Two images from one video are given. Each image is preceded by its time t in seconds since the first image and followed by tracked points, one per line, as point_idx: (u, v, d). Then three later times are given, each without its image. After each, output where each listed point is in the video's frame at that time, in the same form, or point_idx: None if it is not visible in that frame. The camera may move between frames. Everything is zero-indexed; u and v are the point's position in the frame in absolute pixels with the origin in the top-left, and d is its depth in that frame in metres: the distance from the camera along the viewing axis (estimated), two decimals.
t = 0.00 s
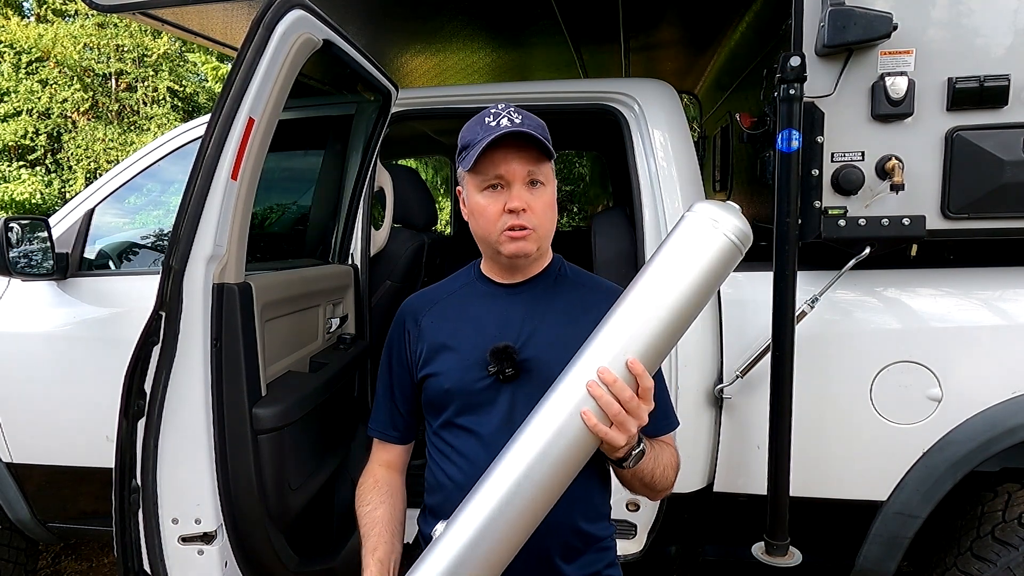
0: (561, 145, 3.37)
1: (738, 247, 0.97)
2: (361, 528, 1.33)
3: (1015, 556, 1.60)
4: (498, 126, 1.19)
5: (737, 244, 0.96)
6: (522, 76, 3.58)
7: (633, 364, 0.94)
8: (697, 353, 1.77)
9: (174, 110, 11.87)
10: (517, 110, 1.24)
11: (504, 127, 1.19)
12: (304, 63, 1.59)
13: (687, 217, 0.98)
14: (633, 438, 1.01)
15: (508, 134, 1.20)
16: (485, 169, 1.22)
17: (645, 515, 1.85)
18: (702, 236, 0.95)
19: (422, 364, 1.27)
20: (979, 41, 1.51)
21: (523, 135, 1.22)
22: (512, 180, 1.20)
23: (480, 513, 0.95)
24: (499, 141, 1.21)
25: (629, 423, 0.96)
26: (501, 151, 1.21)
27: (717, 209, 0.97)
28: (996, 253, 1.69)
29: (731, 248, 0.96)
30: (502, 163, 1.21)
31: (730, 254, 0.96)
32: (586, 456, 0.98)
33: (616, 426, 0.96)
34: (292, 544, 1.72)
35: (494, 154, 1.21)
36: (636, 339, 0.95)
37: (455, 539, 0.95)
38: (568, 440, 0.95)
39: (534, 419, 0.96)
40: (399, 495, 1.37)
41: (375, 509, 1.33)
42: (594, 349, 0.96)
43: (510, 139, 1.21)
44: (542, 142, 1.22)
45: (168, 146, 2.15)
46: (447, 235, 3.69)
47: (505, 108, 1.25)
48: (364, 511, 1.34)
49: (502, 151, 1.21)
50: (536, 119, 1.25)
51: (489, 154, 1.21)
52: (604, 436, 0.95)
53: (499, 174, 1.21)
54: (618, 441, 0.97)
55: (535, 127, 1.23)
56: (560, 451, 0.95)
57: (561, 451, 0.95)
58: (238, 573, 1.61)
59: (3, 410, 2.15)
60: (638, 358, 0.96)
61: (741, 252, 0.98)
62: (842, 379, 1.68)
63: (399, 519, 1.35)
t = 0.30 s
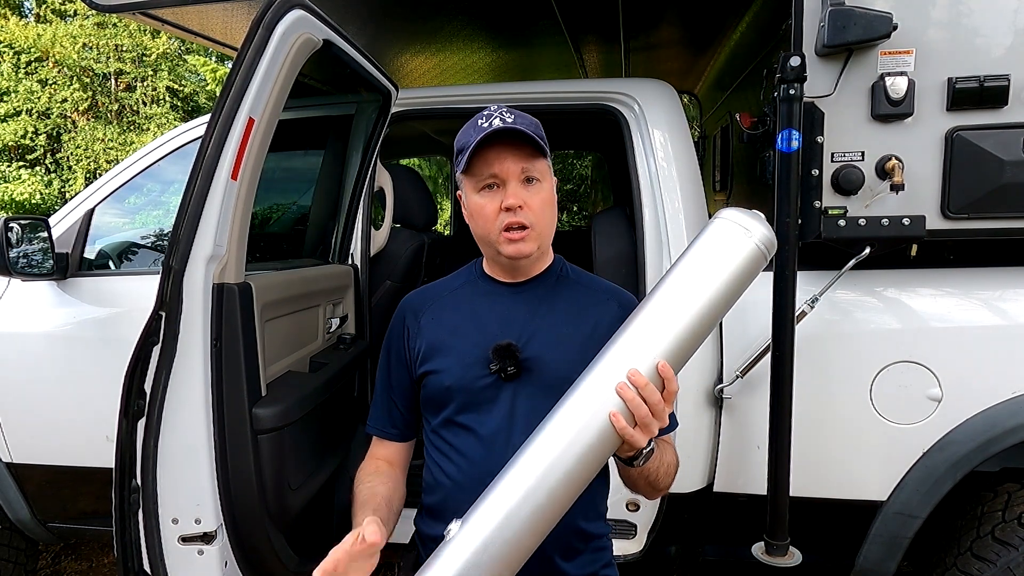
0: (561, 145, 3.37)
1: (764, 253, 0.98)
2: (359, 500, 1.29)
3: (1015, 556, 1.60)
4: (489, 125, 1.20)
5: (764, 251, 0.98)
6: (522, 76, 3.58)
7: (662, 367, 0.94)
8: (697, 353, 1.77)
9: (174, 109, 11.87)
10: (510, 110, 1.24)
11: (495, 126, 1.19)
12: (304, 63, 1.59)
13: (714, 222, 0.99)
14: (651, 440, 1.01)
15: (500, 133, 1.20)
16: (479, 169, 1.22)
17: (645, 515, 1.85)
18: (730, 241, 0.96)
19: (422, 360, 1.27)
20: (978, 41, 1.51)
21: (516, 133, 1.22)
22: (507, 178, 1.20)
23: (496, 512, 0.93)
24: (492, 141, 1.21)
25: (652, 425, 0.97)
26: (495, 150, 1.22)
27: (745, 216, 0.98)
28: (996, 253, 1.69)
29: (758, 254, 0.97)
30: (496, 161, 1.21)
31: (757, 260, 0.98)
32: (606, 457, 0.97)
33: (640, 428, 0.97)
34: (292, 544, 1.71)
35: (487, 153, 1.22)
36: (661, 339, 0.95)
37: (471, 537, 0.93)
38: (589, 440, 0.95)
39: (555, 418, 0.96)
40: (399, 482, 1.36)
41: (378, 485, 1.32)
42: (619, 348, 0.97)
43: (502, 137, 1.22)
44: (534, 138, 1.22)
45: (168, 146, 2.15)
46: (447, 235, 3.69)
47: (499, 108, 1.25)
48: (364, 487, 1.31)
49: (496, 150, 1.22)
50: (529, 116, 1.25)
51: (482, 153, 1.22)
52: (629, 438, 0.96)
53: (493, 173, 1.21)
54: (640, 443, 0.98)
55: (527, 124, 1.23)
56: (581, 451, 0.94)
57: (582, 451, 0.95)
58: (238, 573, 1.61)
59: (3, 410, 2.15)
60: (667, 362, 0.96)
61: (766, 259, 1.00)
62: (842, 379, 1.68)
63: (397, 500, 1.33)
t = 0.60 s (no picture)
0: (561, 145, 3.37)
1: (753, 240, 0.99)
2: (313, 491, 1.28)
3: (1014, 556, 1.60)
4: (490, 130, 1.20)
5: (753, 238, 0.98)
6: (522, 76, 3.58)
7: (661, 358, 0.95)
8: (697, 353, 1.77)
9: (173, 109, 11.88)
10: (510, 112, 1.24)
11: (496, 131, 1.19)
12: (304, 62, 1.59)
13: (702, 211, 0.99)
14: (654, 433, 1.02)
15: (501, 138, 1.20)
16: (480, 174, 1.22)
17: (645, 515, 1.85)
18: (720, 229, 0.96)
19: (421, 359, 1.26)
20: (979, 41, 1.51)
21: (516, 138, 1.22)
22: (508, 183, 1.20)
23: (506, 514, 0.92)
24: (492, 146, 1.21)
25: (656, 417, 0.97)
26: (495, 155, 1.21)
27: (732, 204, 0.99)
28: (996, 253, 1.69)
29: (747, 241, 0.97)
30: (497, 167, 1.21)
31: (746, 247, 0.98)
32: (611, 454, 0.96)
33: (643, 420, 0.96)
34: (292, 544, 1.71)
35: (488, 159, 1.21)
36: (659, 331, 0.95)
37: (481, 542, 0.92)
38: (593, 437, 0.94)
39: (557, 417, 0.95)
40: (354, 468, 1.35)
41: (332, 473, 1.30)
42: (618, 341, 0.97)
43: (502, 142, 1.22)
44: (535, 142, 1.21)
45: (168, 146, 2.15)
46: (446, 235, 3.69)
47: (498, 111, 1.24)
48: (318, 475, 1.30)
49: (497, 156, 1.21)
50: (529, 119, 1.24)
51: (483, 158, 1.21)
52: (633, 431, 0.96)
53: (494, 178, 1.21)
54: (644, 436, 0.97)
55: (527, 128, 1.22)
56: (585, 449, 0.94)
57: (587, 448, 0.94)
58: (238, 573, 1.61)
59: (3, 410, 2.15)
60: (665, 352, 0.96)
61: (755, 246, 1.00)
62: (842, 379, 1.68)
63: (355, 480, 1.32)
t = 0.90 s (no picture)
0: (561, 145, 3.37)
1: (743, 244, 0.97)
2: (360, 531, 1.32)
3: (1014, 556, 1.60)
4: (490, 125, 1.20)
5: (743, 241, 0.97)
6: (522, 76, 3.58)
7: (639, 354, 0.94)
8: (697, 353, 1.77)
9: (173, 109, 11.88)
10: (511, 110, 1.24)
11: (496, 126, 1.19)
12: (304, 63, 1.59)
13: (692, 215, 0.98)
14: (640, 431, 1.01)
15: (501, 133, 1.20)
16: (479, 170, 1.22)
17: (645, 515, 1.85)
18: (708, 232, 0.95)
19: (422, 364, 1.27)
20: (979, 41, 1.51)
21: (517, 133, 1.22)
22: (508, 179, 1.20)
23: (489, 508, 0.94)
24: (493, 141, 1.21)
25: (637, 413, 0.96)
26: (495, 150, 1.22)
27: (721, 206, 0.97)
28: (996, 253, 1.69)
29: (736, 245, 0.96)
30: (497, 162, 1.21)
31: (735, 251, 0.96)
32: (594, 451, 0.97)
33: (624, 416, 0.96)
34: (292, 544, 1.71)
35: (488, 153, 1.22)
36: (643, 333, 0.95)
37: (465, 534, 0.94)
38: (577, 436, 0.95)
39: (542, 415, 0.96)
40: (391, 494, 1.38)
41: (372, 510, 1.33)
42: (605, 343, 0.96)
43: (503, 138, 1.22)
44: (536, 139, 1.22)
45: (168, 146, 2.15)
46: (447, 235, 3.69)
47: (500, 108, 1.25)
48: (360, 513, 1.33)
49: (496, 150, 1.22)
50: (530, 117, 1.25)
51: (483, 154, 1.22)
52: (612, 426, 0.95)
53: (494, 174, 1.21)
54: (626, 432, 0.96)
55: (528, 124, 1.23)
56: (568, 447, 0.94)
57: (571, 446, 0.95)
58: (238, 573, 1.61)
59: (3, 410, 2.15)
60: (646, 349, 0.95)
61: (745, 250, 0.98)
62: (842, 379, 1.68)
63: (395, 518, 1.35)
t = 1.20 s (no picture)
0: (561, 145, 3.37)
1: (718, 241, 0.97)
2: (365, 537, 1.32)
3: (1014, 556, 1.60)
4: (482, 123, 1.20)
5: (717, 238, 0.97)
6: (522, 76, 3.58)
7: (620, 358, 0.94)
8: (697, 353, 1.77)
9: (173, 109, 11.88)
10: (504, 109, 1.24)
11: (489, 123, 1.20)
12: (304, 63, 1.59)
13: (666, 215, 0.98)
14: (627, 434, 1.01)
15: (494, 130, 1.20)
16: (474, 169, 1.23)
17: (645, 515, 1.85)
18: (681, 232, 0.96)
19: (421, 365, 1.27)
20: (979, 41, 1.51)
21: (510, 131, 1.22)
22: (502, 176, 1.20)
23: (483, 516, 0.94)
24: (485, 138, 1.22)
25: (622, 417, 0.96)
26: (489, 149, 1.22)
27: (694, 204, 0.98)
28: (996, 253, 1.69)
29: (710, 243, 0.96)
30: (491, 160, 1.21)
31: (709, 249, 0.97)
32: (583, 455, 0.97)
33: (610, 421, 0.96)
34: (292, 544, 1.72)
35: (481, 152, 1.22)
36: (624, 335, 0.95)
37: (460, 544, 0.94)
38: (564, 441, 0.95)
39: (529, 422, 0.96)
40: (397, 499, 1.37)
41: (377, 516, 1.33)
42: (587, 346, 0.96)
43: (496, 136, 1.22)
44: (529, 135, 1.22)
45: (168, 146, 2.15)
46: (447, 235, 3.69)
47: (494, 107, 1.25)
48: (365, 520, 1.33)
49: (489, 149, 1.22)
50: (524, 115, 1.25)
51: (477, 153, 1.22)
52: (598, 432, 0.95)
53: (488, 172, 1.21)
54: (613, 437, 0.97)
55: (522, 121, 1.23)
56: (556, 452, 0.95)
57: (559, 451, 0.95)
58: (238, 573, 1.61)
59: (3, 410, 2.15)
60: (626, 353, 0.95)
61: (720, 246, 0.99)
62: (842, 379, 1.68)
63: (400, 522, 1.35)
